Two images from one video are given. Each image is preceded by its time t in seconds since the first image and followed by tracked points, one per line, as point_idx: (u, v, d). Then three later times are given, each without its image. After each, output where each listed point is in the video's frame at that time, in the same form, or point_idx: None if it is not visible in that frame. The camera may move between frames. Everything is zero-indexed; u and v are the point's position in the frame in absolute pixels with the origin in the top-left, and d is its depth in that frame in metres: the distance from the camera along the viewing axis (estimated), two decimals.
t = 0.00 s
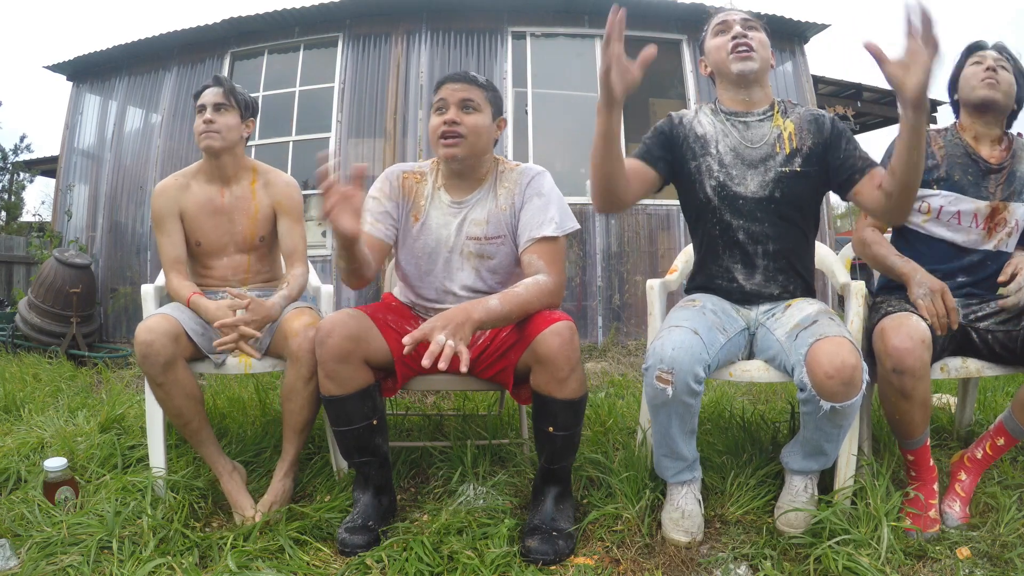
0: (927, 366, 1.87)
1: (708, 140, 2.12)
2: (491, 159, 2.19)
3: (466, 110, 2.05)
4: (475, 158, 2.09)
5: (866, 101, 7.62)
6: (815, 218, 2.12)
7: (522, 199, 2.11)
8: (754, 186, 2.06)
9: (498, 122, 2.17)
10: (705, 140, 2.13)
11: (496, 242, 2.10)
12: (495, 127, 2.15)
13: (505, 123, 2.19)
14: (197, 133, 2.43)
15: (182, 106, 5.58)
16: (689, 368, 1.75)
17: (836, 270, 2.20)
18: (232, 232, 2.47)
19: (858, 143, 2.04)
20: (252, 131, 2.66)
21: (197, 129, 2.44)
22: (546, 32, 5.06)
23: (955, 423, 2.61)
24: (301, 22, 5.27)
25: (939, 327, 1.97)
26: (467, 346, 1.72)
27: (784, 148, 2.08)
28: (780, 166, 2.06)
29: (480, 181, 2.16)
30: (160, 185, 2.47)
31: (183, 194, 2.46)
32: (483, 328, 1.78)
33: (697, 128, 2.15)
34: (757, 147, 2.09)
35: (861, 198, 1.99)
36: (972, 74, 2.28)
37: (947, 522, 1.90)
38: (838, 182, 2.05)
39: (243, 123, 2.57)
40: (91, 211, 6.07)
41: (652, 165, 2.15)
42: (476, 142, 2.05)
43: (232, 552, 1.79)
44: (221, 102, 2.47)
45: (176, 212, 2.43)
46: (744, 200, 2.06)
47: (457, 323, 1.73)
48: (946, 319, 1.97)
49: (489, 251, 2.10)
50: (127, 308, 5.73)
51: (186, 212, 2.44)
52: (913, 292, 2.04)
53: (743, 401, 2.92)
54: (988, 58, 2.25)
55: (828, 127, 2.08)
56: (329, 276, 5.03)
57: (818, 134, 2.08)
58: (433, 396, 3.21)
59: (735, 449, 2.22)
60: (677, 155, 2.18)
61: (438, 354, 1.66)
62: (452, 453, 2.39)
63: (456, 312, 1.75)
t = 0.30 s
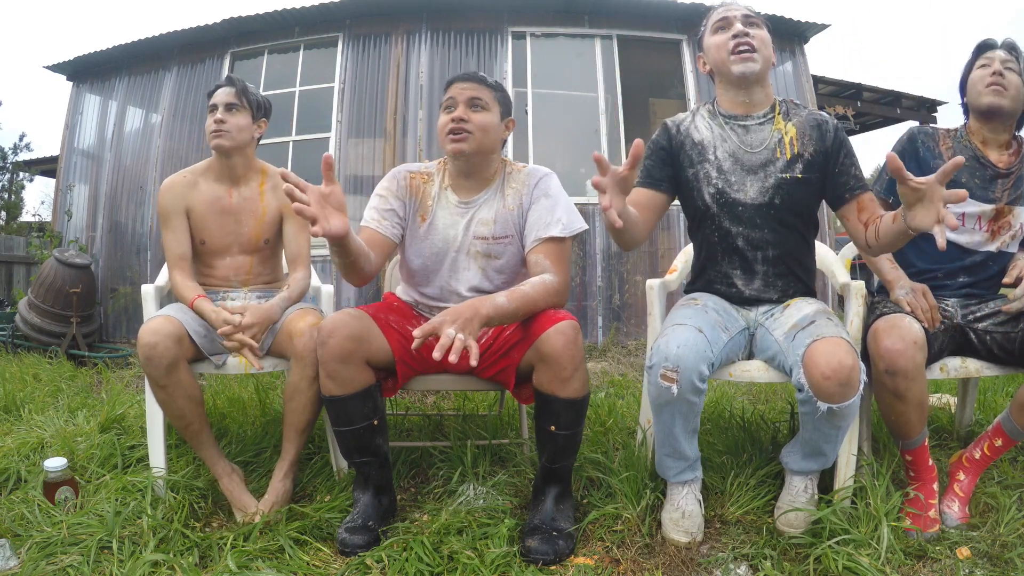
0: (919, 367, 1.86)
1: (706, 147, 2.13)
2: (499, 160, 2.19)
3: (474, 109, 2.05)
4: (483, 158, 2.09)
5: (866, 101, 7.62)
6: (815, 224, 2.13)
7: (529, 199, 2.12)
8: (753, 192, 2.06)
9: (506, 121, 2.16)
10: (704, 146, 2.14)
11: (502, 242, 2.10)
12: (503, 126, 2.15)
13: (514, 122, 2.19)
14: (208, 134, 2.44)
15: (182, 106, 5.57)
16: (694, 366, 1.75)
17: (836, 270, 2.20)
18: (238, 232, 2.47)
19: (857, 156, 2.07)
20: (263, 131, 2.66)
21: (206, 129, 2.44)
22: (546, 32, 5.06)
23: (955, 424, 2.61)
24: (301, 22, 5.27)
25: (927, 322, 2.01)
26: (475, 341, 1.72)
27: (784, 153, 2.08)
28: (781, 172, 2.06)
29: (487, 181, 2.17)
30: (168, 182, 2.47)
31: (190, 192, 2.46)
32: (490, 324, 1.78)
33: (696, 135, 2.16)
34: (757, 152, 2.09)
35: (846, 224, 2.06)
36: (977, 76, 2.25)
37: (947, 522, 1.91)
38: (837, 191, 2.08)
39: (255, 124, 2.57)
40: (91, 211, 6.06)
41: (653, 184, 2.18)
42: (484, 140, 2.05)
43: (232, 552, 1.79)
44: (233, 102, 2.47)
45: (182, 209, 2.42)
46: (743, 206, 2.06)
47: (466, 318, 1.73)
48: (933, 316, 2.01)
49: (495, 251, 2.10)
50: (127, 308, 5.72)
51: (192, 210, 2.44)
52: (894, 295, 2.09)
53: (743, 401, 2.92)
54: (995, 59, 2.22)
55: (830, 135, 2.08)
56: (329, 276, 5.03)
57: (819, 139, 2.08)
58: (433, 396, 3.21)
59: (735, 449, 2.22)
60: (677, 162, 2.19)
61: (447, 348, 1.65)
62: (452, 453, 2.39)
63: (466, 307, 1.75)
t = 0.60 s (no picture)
0: (919, 368, 1.86)
1: (705, 149, 2.13)
2: (500, 160, 2.19)
3: (476, 109, 2.05)
4: (484, 158, 2.09)
5: (865, 101, 7.62)
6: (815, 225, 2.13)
7: (529, 199, 2.11)
8: (753, 194, 2.06)
9: (507, 122, 2.16)
10: (703, 148, 2.14)
11: (502, 242, 2.10)
12: (504, 127, 2.14)
13: (515, 124, 2.19)
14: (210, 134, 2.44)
15: (182, 107, 5.57)
16: (695, 367, 1.75)
17: (836, 269, 2.20)
18: (239, 233, 2.47)
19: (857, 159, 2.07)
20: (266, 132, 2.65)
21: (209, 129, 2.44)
22: (546, 32, 5.06)
23: (955, 424, 2.61)
24: (301, 22, 5.27)
25: (927, 324, 2.01)
26: (473, 342, 1.72)
27: (784, 155, 2.08)
28: (780, 174, 2.06)
29: (489, 182, 2.17)
30: (171, 181, 2.47)
31: (193, 192, 2.46)
32: (489, 324, 1.78)
33: (695, 137, 2.16)
34: (756, 154, 2.09)
35: (842, 225, 2.07)
36: (978, 75, 2.24)
37: (947, 522, 1.91)
38: (837, 192, 2.07)
39: (259, 125, 2.56)
40: (91, 211, 6.06)
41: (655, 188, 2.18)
42: (484, 140, 2.05)
43: (232, 552, 1.79)
44: (236, 103, 2.47)
45: (185, 209, 2.42)
46: (742, 208, 2.06)
47: (464, 318, 1.73)
48: (933, 318, 2.02)
49: (495, 251, 2.10)
50: (128, 308, 5.72)
51: (195, 210, 2.44)
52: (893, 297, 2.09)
53: (743, 402, 2.92)
54: (996, 58, 2.21)
55: (831, 137, 2.08)
56: (329, 276, 5.03)
57: (819, 141, 2.08)
58: (433, 396, 3.21)
59: (735, 449, 2.22)
60: (676, 164, 2.19)
61: (445, 348, 1.65)
62: (452, 453, 2.39)
63: (464, 308, 1.75)
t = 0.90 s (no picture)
0: (920, 367, 1.86)
1: (703, 151, 2.13)
2: (499, 160, 2.19)
3: (475, 110, 2.05)
4: (484, 159, 2.09)
5: (866, 101, 7.62)
6: (814, 226, 2.13)
7: (528, 199, 2.11)
8: (751, 195, 2.06)
9: (507, 124, 2.16)
10: (701, 150, 2.14)
11: (501, 242, 2.10)
12: (504, 128, 2.14)
13: (514, 124, 2.19)
14: (208, 135, 2.44)
15: (182, 107, 5.57)
16: (696, 369, 1.75)
17: (836, 269, 2.20)
18: (239, 233, 2.47)
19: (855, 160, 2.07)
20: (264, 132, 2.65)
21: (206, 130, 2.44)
22: (546, 32, 5.06)
23: (955, 424, 2.61)
24: (301, 22, 5.27)
25: (928, 324, 2.01)
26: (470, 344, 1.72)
27: (782, 156, 2.08)
28: (779, 175, 2.06)
29: (489, 182, 2.17)
30: (170, 182, 2.47)
31: (192, 192, 2.46)
32: (487, 326, 1.78)
33: (693, 140, 2.16)
34: (754, 156, 2.09)
35: (836, 227, 2.09)
36: (980, 75, 2.24)
37: (947, 522, 1.90)
38: (836, 193, 2.07)
39: (256, 124, 2.56)
40: (91, 211, 6.06)
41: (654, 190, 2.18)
42: (484, 141, 2.05)
43: (232, 552, 1.79)
44: (233, 103, 2.47)
45: (184, 210, 2.42)
46: (741, 209, 2.06)
47: (462, 320, 1.73)
48: (933, 317, 2.02)
49: (495, 252, 2.10)
50: (128, 308, 5.73)
51: (194, 210, 2.44)
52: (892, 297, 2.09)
53: (743, 402, 2.92)
54: (998, 58, 2.21)
55: (829, 137, 2.08)
56: (329, 276, 5.03)
57: (817, 141, 2.08)
58: (433, 396, 3.21)
59: (735, 449, 2.22)
60: (675, 166, 2.19)
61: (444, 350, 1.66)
62: (451, 453, 2.39)
63: (462, 309, 1.75)
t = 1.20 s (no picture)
0: (920, 367, 1.86)
1: (702, 152, 2.13)
2: (499, 160, 2.19)
3: (475, 110, 2.05)
4: (484, 159, 2.09)
5: (866, 101, 7.62)
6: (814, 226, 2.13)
7: (527, 199, 2.11)
8: (750, 196, 2.06)
9: (507, 125, 2.15)
10: (699, 152, 2.14)
11: (501, 242, 2.10)
12: (504, 128, 2.13)
13: (514, 125, 2.19)
14: (207, 135, 2.43)
15: (182, 107, 5.57)
16: (696, 373, 1.75)
17: (836, 269, 2.20)
18: (238, 234, 2.47)
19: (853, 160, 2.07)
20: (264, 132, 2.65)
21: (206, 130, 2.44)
22: (546, 32, 5.06)
23: (955, 424, 2.61)
24: (301, 22, 5.27)
25: (928, 324, 2.01)
26: (470, 345, 1.72)
27: (780, 156, 2.08)
28: (778, 175, 2.06)
29: (489, 184, 2.17)
30: (170, 182, 2.47)
31: (192, 193, 2.46)
32: (487, 326, 1.78)
33: (692, 141, 2.16)
34: (753, 156, 2.09)
35: (831, 226, 2.10)
36: (981, 75, 2.24)
37: (947, 522, 1.90)
38: (836, 193, 2.07)
39: (255, 124, 2.56)
40: (91, 211, 6.06)
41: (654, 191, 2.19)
42: (485, 141, 2.05)
43: (232, 552, 1.79)
44: (231, 103, 2.47)
45: (183, 210, 2.42)
46: (740, 209, 2.06)
47: (461, 321, 1.73)
48: (933, 317, 2.02)
49: (495, 252, 2.10)
50: (127, 308, 5.73)
51: (194, 211, 2.44)
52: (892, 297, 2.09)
53: (743, 402, 2.92)
54: (998, 58, 2.21)
55: (827, 137, 2.08)
56: (329, 276, 5.03)
57: (816, 141, 2.08)
58: (433, 396, 3.21)
59: (735, 449, 2.22)
60: (674, 167, 2.19)
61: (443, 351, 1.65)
62: (451, 453, 2.39)
63: (461, 310, 1.75)
